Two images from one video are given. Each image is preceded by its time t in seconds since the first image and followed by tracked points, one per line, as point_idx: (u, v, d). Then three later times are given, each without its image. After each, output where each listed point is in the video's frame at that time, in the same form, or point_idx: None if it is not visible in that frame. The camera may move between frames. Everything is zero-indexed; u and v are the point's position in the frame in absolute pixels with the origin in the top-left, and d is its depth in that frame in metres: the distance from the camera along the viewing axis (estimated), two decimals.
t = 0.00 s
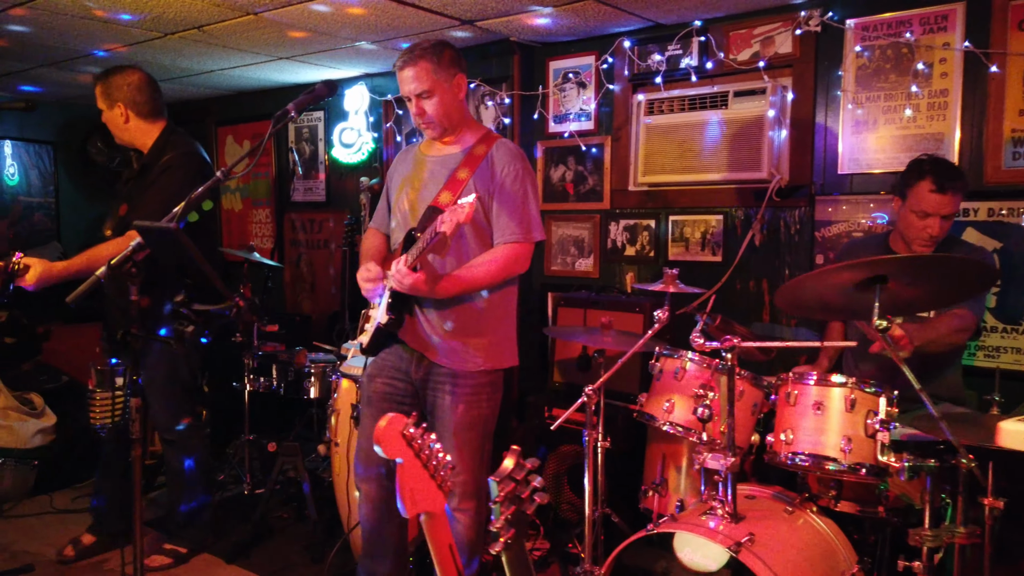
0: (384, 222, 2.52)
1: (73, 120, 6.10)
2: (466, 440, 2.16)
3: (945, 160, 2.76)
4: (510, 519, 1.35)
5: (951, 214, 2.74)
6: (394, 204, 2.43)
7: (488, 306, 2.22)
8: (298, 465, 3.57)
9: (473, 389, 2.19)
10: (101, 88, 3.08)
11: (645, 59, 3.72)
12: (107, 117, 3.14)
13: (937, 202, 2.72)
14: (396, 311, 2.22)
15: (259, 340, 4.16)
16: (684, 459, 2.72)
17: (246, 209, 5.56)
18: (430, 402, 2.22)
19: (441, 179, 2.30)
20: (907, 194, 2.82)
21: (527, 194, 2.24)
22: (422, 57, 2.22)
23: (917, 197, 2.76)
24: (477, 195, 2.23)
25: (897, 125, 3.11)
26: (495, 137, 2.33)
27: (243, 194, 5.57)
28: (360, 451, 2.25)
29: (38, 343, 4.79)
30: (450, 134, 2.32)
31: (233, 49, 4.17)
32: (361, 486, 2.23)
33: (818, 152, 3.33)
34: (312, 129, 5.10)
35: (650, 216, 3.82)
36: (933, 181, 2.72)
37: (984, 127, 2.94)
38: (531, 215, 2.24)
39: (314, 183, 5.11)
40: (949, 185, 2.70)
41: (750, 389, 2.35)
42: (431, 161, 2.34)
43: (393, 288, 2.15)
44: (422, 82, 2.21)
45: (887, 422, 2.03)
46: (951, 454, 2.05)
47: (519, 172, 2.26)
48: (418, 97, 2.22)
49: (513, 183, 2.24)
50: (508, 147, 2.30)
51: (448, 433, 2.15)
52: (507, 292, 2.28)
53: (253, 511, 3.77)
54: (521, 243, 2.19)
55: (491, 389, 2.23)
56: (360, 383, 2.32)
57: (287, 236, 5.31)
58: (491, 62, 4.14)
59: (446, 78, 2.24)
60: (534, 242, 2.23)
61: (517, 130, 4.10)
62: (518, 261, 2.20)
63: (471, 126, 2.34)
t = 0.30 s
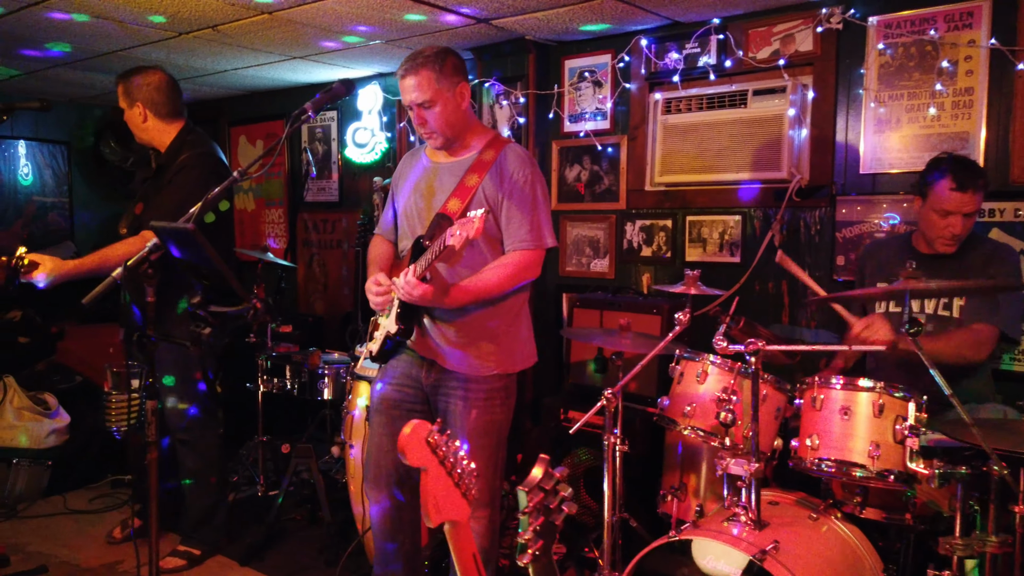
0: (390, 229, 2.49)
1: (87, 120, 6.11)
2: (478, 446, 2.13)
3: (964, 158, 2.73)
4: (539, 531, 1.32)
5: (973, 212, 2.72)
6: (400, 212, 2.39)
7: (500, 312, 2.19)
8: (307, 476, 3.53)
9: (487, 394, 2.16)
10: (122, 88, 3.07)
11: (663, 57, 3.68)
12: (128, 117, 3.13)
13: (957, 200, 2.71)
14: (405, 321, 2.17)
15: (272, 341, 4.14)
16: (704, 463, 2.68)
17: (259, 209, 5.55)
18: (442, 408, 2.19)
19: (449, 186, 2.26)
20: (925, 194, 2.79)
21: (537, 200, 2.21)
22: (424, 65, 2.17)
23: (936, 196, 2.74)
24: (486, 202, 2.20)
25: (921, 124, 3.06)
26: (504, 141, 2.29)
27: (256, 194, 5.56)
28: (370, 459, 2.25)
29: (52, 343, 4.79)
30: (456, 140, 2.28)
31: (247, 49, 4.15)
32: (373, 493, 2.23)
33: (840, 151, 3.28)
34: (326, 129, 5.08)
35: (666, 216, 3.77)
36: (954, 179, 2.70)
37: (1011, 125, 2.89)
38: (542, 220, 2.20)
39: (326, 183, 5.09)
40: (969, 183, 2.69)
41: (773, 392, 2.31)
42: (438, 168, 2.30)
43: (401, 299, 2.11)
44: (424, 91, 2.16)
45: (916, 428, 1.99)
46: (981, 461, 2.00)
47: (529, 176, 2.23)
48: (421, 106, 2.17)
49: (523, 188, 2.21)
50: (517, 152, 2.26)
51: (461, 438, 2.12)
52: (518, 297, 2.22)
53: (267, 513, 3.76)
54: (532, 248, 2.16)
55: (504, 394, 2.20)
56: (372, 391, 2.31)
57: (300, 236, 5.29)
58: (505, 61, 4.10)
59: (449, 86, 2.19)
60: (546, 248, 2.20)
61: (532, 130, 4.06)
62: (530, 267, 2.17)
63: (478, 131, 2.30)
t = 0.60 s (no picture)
0: (385, 224, 2.43)
1: (98, 120, 6.09)
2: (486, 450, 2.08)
3: (969, 160, 2.67)
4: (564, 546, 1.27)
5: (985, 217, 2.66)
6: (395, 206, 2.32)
7: (502, 311, 2.12)
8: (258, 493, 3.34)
9: (493, 395, 2.11)
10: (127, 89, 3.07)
11: (679, 54, 3.62)
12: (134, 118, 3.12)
13: (966, 207, 2.65)
14: (408, 321, 2.11)
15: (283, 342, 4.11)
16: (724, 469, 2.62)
17: (269, 209, 5.52)
18: (448, 411, 2.13)
19: (447, 179, 2.18)
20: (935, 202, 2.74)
21: (538, 194, 2.14)
22: (427, 55, 2.11)
23: (945, 203, 2.69)
24: (486, 196, 2.13)
25: (945, 121, 3.00)
26: (503, 134, 2.22)
27: (266, 194, 5.53)
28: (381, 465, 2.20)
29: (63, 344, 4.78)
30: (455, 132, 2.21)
31: (258, 47, 4.12)
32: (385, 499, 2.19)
33: (861, 149, 3.21)
34: (336, 129, 5.04)
35: (682, 215, 3.71)
36: (959, 186, 2.64)
37: None
38: (544, 215, 2.13)
39: (337, 183, 5.06)
40: (976, 190, 2.62)
41: (796, 397, 2.25)
42: (436, 160, 2.23)
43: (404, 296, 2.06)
44: (423, 82, 2.10)
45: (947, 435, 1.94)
46: (1013, 468, 1.94)
47: (530, 169, 2.16)
48: (421, 96, 2.11)
49: (523, 182, 2.14)
50: (518, 145, 2.20)
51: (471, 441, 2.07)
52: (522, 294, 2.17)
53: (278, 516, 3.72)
54: (534, 244, 2.08)
55: (510, 395, 2.15)
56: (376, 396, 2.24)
57: (311, 236, 5.26)
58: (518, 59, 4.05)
59: (450, 78, 2.13)
60: (548, 243, 2.12)
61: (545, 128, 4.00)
62: (531, 264, 2.09)
63: (477, 123, 2.23)
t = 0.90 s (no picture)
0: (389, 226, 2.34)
1: (108, 119, 6.05)
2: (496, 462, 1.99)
3: None
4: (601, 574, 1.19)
5: None
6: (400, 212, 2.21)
7: (515, 323, 2.03)
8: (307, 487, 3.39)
9: (505, 405, 2.03)
10: (149, 83, 3.11)
11: (699, 50, 3.53)
12: (148, 113, 3.15)
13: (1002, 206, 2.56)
14: (419, 333, 2.02)
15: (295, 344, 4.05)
16: (749, 477, 2.54)
17: (280, 209, 5.47)
18: (456, 424, 2.04)
19: (460, 186, 2.09)
20: (1005, 180, 2.65)
21: (558, 202, 2.06)
22: (438, 62, 1.99)
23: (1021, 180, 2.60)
24: (503, 204, 2.05)
25: (977, 118, 2.90)
26: (519, 138, 2.13)
27: (277, 194, 5.47)
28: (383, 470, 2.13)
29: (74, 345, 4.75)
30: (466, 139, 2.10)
31: (269, 45, 4.06)
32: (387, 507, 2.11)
33: (888, 147, 3.11)
34: (348, 128, 4.98)
35: (701, 215, 3.62)
36: None
37: None
38: (563, 224, 2.05)
39: (349, 182, 5.00)
40: None
41: (827, 405, 2.18)
42: (448, 164, 2.13)
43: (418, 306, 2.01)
44: (433, 88, 1.98)
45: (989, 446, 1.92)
46: None
47: (548, 176, 2.07)
48: (432, 106, 2.00)
49: (541, 190, 2.05)
50: (535, 150, 2.10)
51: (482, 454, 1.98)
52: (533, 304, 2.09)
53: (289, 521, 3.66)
54: (553, 256, 2.01)
55: (520, 406, 2.08)
56: (381, 401, 2.16)
57: (322, 236, 5.20)
58: (533, 56, 3.97)
59: (461, 84, 2.01)
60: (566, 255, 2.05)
61: (561, 126, 3.91)
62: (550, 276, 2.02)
63: (491, 128, 2.13)
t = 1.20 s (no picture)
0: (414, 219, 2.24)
1: (117, 118, 6.00)
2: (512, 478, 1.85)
3: None
4: None
5: None
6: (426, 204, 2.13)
7: (535, 330, 1.91)
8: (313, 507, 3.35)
9: (521, 419, 1.90)
10: (160, 78, 3.16)
11: (718, 46, 3.42)
12: (154, 108, 3.15)
13: None
14: (427, 329, 1.93)
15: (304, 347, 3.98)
16: (773, 488, 2.45)
17: (290, 208, 5.40)
18: (468, 437, 1.91)
19: (488, 182, 1.99)
20: None
21: (589, 206, 1.93)
22: (471, 49, 1.90)
23: None
24: (532, 205, 1.94)
25: (1009, 115, 2.80)
26: (553, 136, 2.01)
27: (287, 194, 5.41)
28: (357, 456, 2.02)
29: (82, 346, 4.72)
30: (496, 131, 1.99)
31: (279, 42, 3.99)
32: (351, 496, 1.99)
33: (916, 146, 3.01)
34: (358, 126, 4.91)
35: (720, 215, 3.53)
36: None
37: None
38: (594, 230, 1.92)
39: (360, 182, 4.93)
40: None
41: (858, 414, 2.10)
42: (476, 159, 2.03)
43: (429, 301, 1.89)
44: (464, 76, 1.89)
45: None
46: None
47: (581, 177, 1.94)
48: (462, 93, 1.91)
49: (572, 191, 1.92)
50: (569, 150, 1.97)
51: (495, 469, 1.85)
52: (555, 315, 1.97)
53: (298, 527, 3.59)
54: (580, 263, 1.89)
55: (538, 420, 1.93)
56: (377, 388, 2.05)
57: (331, 236, 5.13)
58: (547, 52, 3.88)
59: (494, 72, 1.91)
60: (595, 262, 1.93)
61: (576, 124, 3.82)
62: (575, 283, 1.90)
63: (524, 122, 2.02)
